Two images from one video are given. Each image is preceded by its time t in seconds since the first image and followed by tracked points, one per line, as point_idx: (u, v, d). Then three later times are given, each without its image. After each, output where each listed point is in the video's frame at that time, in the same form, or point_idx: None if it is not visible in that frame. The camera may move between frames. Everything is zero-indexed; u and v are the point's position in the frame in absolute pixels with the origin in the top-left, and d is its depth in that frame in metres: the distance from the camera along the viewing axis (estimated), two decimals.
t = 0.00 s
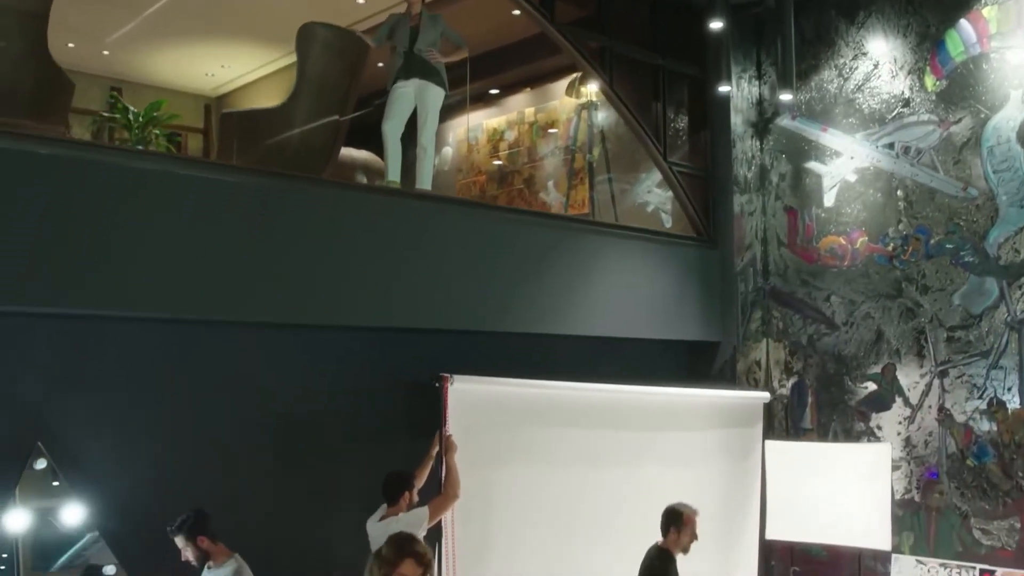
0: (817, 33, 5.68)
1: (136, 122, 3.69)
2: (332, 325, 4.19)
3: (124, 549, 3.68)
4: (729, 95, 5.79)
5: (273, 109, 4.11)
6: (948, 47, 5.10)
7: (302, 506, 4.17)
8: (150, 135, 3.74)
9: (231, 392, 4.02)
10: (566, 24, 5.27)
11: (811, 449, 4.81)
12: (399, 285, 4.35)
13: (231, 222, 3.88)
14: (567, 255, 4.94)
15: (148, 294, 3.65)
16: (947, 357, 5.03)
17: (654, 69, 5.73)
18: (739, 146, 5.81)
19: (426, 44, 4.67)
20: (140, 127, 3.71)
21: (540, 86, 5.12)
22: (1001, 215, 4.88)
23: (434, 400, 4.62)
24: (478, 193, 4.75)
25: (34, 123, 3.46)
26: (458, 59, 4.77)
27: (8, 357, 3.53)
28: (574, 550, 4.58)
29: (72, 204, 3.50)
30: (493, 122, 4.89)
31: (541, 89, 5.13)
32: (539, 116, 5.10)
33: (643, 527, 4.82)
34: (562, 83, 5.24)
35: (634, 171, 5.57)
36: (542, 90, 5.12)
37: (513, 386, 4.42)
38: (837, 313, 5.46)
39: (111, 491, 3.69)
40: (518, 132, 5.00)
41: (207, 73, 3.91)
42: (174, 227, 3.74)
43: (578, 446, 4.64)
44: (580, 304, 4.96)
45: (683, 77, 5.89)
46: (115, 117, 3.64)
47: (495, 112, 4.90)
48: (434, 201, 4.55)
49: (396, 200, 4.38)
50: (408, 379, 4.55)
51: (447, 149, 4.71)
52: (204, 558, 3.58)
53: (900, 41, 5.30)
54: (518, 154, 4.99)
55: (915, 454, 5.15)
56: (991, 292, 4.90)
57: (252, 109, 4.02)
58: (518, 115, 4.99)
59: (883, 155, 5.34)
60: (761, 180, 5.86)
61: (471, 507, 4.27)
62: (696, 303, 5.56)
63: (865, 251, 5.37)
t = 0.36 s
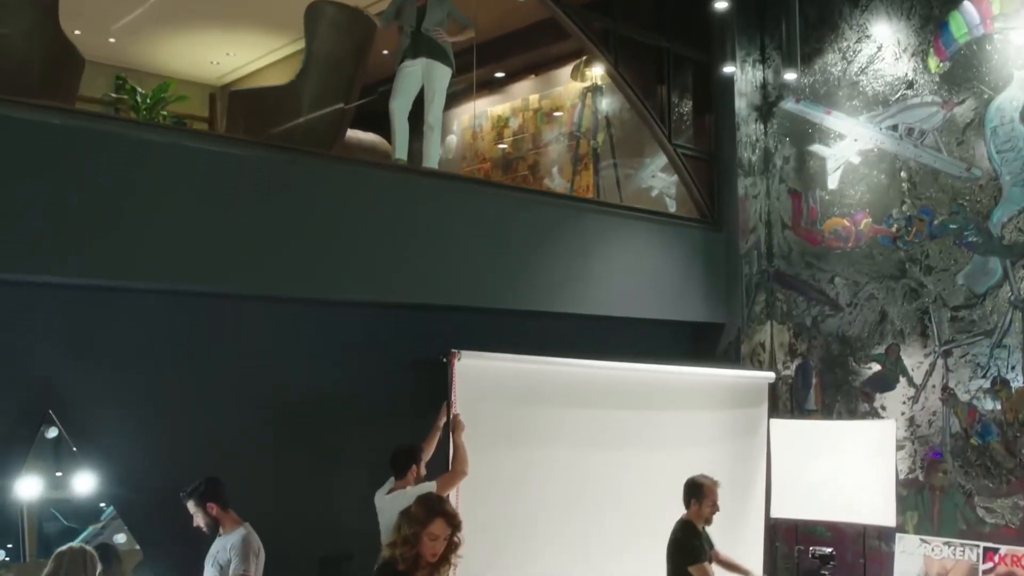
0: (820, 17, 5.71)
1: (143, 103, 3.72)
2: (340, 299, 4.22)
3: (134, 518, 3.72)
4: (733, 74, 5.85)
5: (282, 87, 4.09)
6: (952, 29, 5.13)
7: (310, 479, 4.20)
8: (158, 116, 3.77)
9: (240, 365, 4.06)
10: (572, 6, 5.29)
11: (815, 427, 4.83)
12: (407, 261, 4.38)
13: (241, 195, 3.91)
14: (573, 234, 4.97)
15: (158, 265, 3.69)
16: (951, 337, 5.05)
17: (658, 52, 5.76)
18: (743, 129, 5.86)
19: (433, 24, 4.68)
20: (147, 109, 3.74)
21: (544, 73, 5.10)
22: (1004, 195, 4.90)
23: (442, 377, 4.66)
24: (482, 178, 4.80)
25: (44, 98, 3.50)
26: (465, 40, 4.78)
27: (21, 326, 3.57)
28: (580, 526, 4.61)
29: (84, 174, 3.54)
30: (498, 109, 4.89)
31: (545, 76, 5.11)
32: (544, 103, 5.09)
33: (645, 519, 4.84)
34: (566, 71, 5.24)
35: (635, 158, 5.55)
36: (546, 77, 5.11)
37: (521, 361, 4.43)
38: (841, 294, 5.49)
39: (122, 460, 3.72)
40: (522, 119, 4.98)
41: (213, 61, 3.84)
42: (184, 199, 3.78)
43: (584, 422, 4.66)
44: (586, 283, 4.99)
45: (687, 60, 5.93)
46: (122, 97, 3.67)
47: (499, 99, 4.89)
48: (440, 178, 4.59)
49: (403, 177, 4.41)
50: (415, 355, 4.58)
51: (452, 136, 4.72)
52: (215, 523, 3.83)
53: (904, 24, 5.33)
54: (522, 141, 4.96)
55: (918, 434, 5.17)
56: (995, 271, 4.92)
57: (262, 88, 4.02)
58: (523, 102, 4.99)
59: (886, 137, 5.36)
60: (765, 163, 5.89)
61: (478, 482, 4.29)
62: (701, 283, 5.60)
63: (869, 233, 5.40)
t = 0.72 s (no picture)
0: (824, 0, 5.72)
1: (151, 85, 3.75)
2: (346, 275, 4.24)
3: (143, 489, 3.74)
4: (738, 56, 5.99)
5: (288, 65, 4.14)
6: (955, 11, 5.14)
7: (317, 454, 4.23)
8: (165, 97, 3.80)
9: (248, 340, 4.08)
10: None
11: (820, 405, 4.84)
12: (414, 239, 4.40)
13: (249, 170, 3.94)
14: (577, 215, 5.00)
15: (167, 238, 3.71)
16: (955, 317, 5.07)
17: (664, 35, 5.83)
18: (748, 113, 5.96)
19: (439, 4, 4.69)
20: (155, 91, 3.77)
21: (548, 60, 5.12)
22: (1007, 175, 4.92)
23: (448, 355, 4.68)
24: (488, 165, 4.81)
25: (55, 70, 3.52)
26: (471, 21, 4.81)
27: (31, 297, 3.59)
28: (586, 503, 4.63)
29: (95, 147, 3.56)
30: (502, 98, 4.90)
31: (549, 64, 5.13)
32: (548, 91, 5.11)
33: (648, 503, 4.87)
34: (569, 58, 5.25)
35: (638, 144, 5.58)
36: (550, 64, 5.13)
37: (527, 339, 4.44)
38: (846, 277, 5.51)
39: (131, 432, 3.74)
40: (527, 107, 5.00)
41: (219, 50, 3.92)
42: (193, 173, 3.80)
43: (590, 401, 4.68)
44: (591, 264, 5.01)
45: (693, 44, 6.03)
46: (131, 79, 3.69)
47: (504, 87, 4.91)
48: (444, 156, 4.60)
49: (409, 156, 4.44)
50: (421, 334, 4.61)
51: (456, 126, 4.72)
52: (218, 492, 3.77)
53: (907, 7, 5.35)
54: (527, 128, 4.98)
55: (922, 414, 5.19)
56: (999, 252, 4.94)
57: (269, 71, 4.06)
58: (527, 89, 5.00)
59: (890, 119, 5.39)
60: (769, 147, 5.90)
61: (483, 458, 4.30)
62: (704, 266, 5.65)
63: (872, 215, 5.42)
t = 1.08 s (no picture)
0: None
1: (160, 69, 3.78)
2: (353, 254, 4.27)
3: (151, 462, 3.77)
4: (741, 40, 6.06)
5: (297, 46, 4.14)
6: None
7: (324, 431, 4.26)
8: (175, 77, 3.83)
9: (256, 317, 4.11)
10: None
11: (826, 385, 4.85)
12: (421, 218, 4.43)
13: (257, 148, 3.97)
14: (582, 197, 5.02)
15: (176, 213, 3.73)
16: (959, 299, 5.09)
17: (669, 21, 5.89)
18: (752, 99, 6.00)
19: None
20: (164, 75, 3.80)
21: (553, 49, 5.12)
22: (1011, 157, 4.93)
23: (454, 335, 4.71)
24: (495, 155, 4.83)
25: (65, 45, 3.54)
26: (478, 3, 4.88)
27: (40, 271, 3.62)
28: (592, 483, 4.66)
29: (107, 119, 3.59)
30: (508, 86, 4.92)
31: (554, 51, 5.14)
32: (553, 79, 5.11)
33: (654, 482, 4.90)
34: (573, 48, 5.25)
35: (643, 130, 5.60)
36: (555, 52, 5.13)
37: (533, 319, 4.45)
38: (850, 260, 5.53)
39: (140, 406, 3.77)
40: (532, 96, 5.01)
41: (225, 41, 3.90)
42: (201, 149, 3.82)
43: (595, 380, 4.70)
44: (596, 245, 5.04)
45: (698, 30, 6.08)
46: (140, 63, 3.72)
47: (508, 75, 4.94)
48: (450, 136, 4.63)
49: (415, 136, 4.46)
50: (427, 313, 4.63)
51: (461, 115, 4.72)
52: (223, 464, 3.75)
53: None
54: (532, 116, 4.99)
55: (927, 396, 5.21)
56: (1003, 234, 4.95)
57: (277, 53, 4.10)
58: (532, 78, 5.02)
59: (894, 103, 5.40)
60: (773, 133, 5.94)
61: (489, 437, 4.31)
62: (709, 249, 5.68)
63: (876, 199, 5.44)
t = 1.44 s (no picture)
0: None
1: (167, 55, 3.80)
2: (360, 233, 4.29)
3: (159, 438, 3.80)
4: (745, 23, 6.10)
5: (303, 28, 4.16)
6: None
7: (331, 410, 4.28)
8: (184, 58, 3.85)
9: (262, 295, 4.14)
10: None
11: (832, 364, 4.89)
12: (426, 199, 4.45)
13: (265, 126, 3.98)
14: (586, 180, 5.04)
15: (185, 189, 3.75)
16: (963, 282, 5.09)
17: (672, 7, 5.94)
18: (756, 84, 6.03)
19: None
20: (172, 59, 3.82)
21: (558, 38, 5.19)
22: (1014, 139, 4.92)
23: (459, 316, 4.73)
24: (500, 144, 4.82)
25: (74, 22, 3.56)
26: None
27: (48, 247, 3.64)
28: (598, 463, 4.67)
29: (112, 98, 3.59)
30: (512, 76, 4.92)
31: (559, 41, 5.20)
32: (557, 67, 5.14)
33: (660, 462, 4.91)
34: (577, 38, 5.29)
35: (649, 119, 5.63)
36: (560, 41, 5.19)
37: (537, 300, 4.46)
38: (854, 245, 5.55)
39: (147, 383, 3.79)
40: (535, 84, 5.02)
41: (229, 31, 3.95)
42: (208, 128, 3.83)
43: (600, 360, 4.72)
44: (600, 228, 5.06)
45: (702, 17, 6.17)
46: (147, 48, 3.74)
47: (513, 64, 4.96)
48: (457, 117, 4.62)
49: (421, 117, 4.47)
50: (433, 295, 4.65)
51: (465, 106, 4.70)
52: (229, 437, 3.82)
53: None
54: (536, 105, 5.00)
55: (930, 379, 5.23)
56: (1006, 216, 4.95)
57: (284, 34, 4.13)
58: (536, 66, 5.04)
59: (898, 88, 5.41)
60: (778, 118, 5.97)
61: (494, 416, 4.31)
62: (713, 234, 5.71)
63: (880, 182, 5.45)
